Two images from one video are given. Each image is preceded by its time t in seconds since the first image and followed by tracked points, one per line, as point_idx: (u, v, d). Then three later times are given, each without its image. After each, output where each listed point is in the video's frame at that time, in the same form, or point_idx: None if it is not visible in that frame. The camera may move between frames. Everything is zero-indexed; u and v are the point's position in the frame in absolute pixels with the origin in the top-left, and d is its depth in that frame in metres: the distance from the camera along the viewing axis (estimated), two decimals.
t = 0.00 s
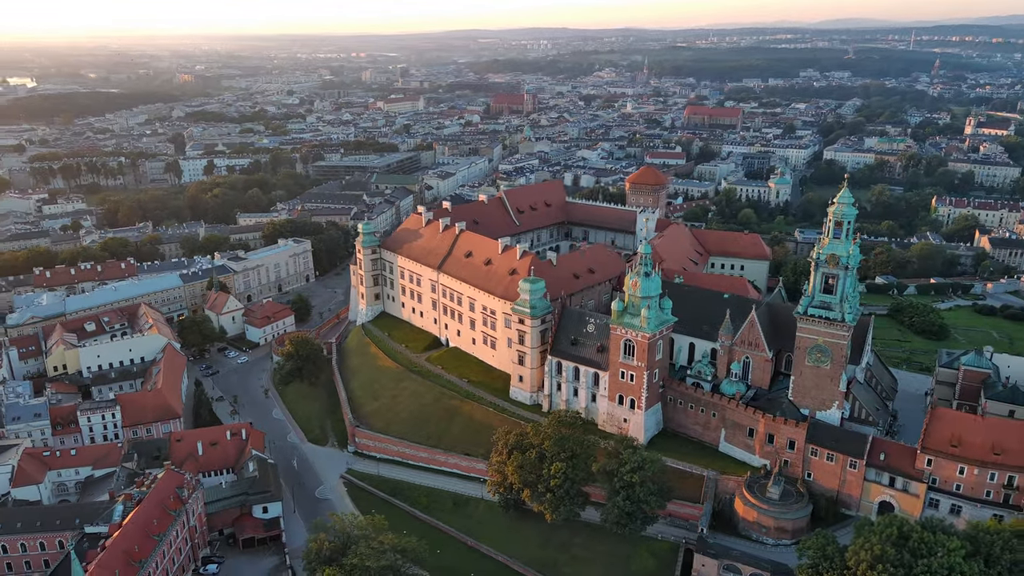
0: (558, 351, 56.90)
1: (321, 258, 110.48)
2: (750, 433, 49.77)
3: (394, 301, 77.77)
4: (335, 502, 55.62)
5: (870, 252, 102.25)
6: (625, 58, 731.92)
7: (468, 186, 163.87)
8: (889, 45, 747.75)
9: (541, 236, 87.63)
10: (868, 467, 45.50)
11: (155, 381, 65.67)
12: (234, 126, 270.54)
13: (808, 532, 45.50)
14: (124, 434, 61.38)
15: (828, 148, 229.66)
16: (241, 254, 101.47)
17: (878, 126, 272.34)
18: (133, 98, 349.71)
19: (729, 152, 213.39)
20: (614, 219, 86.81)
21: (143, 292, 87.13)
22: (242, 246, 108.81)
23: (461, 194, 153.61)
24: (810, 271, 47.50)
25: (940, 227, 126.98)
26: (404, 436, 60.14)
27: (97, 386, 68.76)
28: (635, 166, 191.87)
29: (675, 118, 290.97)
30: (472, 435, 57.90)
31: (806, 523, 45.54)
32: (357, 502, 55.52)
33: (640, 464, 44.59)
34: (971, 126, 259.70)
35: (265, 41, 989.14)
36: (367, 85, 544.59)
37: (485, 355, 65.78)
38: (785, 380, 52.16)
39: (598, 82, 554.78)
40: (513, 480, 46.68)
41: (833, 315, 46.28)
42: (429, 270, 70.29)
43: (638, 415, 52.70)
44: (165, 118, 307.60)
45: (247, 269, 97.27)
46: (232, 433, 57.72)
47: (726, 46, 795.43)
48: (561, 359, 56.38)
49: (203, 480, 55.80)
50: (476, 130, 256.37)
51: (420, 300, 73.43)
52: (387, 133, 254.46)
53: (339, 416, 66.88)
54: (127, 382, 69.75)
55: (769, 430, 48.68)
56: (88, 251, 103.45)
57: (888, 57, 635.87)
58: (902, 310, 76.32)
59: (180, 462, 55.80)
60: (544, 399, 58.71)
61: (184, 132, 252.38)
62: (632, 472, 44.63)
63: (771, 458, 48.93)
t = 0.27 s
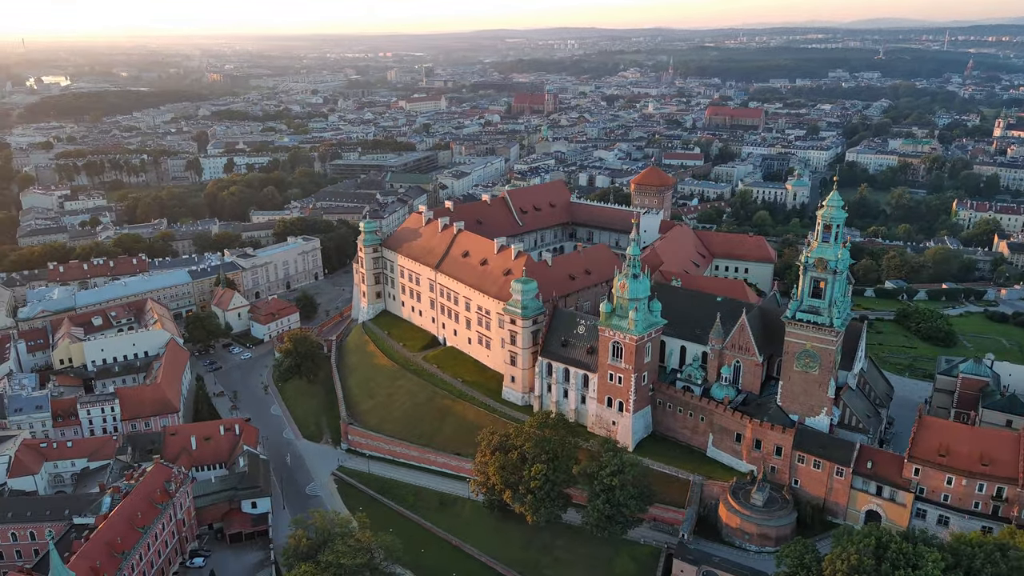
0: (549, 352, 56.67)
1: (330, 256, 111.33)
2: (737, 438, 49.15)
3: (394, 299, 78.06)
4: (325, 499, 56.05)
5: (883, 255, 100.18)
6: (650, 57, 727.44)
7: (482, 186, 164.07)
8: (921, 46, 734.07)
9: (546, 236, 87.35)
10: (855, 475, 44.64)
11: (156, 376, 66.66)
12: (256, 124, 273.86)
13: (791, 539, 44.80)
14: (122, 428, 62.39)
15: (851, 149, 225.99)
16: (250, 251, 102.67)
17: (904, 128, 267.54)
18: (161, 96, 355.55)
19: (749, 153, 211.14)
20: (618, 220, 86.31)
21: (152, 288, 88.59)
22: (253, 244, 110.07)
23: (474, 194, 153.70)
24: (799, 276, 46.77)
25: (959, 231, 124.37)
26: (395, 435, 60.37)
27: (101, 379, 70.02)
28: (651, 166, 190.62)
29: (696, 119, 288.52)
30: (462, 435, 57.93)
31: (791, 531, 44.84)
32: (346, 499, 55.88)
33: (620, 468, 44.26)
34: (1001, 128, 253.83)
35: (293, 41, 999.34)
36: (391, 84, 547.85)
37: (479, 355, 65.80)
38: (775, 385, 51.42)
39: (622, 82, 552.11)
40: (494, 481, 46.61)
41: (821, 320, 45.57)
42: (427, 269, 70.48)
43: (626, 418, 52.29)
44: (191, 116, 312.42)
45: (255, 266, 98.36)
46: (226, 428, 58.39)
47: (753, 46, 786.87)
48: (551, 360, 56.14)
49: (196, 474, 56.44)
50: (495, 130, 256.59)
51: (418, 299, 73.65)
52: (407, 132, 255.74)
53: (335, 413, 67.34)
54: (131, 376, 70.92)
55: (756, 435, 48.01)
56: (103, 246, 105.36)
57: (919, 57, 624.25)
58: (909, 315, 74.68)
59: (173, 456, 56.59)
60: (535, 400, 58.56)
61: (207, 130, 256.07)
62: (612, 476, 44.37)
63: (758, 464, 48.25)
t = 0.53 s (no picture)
0: (540, 353, 56.45)
1: (339, 254, 112.13)
2: (724, 443, 48.51)
3: (395, 298, 78.36)
4: (314, 495, 56.45)
5: (898, 260, 98.15)
6: (676, 57, 721.85)
7: (496, 186, 164.09)
8: (955, 46, 719.27)
9: (550, 237, 87.12)
10: (841, 484, 43.79)
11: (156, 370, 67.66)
12: (279, 123, 276.87)
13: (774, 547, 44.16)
14: (122, 421, 63.48)
15: (876, 151, 222.05)
16: (260, 249, 103.84)
17: (932, 129, 262.34)
18: (188, 94, 361.16)
19: (769, 154, 208.55)
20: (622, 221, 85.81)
21: (161, 284, 90.02)
22: (264, 241, 111.34)
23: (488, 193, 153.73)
24: (787, 280, 46.05)
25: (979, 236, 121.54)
26: (388, 434, 60.62)
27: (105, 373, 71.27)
28: (669, 167, 189.15)
29: (718, 120, 285.67)
30: (453, 435, 57.99)
31: (774, 538, 44.18)
32: (335, 496, 56.27)
33: (600, 471, 44.05)
34: None
35: (321, 41, 1008.38)
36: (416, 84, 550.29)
37: (475, 355, 65.79)
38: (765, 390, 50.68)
39: (647, 82, 548.57)
40: (476, 481, 46.58)
41: (809, 324, 44.80)
42: (425, 268, 70.68)
43: (614, 421, 51.86)
44: (216, 114, 316.84)
45: (264, 263, 99.40)
46: (220, 424, 59.09)
47: (782, 46, 777.03)
48: (542, 361, 55.91)
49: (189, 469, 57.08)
50: (515, 130, 256.54)
51: (418, 298, 73.86)
52: (427, 132, 256.71)
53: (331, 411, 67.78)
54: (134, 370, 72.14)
55: (743, 441, 47.34)
56: (118, 243, 107.38)
57: (953, 58, 611.41)
58: (916, 321, 73.10)
59: (167, 450, 57.37)
60: (526, 401, 58.39)
61: (231, 129, 259.59)
62: (591, 479, 44.16)
63: (744, 470, 47.61)
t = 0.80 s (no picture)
0: (530, 354, 56.26)
1: (349, 252, 112.81)
2: (710, 448, 47.91)
3: (396, 297, 78.69)
4: (304, 492, 56.86)
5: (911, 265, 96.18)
6: (703, 57, 715.48)
7: (510, 185, 163.93)
8: (989, 46, 703.72)
9: (554, 237, 86.79)
10: (825, 492, 43.03)
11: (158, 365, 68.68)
12: (301, 122, 279.52)
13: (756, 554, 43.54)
14: (122, 414, 64.52)
15: (900, 153, 217.85)
16: (270, 246, 104.88)
17: (960, 131, 256.78)
18: (215, 93, 366.15)
19: (790, 156, 205.73)
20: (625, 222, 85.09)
21: (170, 280, 91.28)
22: (275, 239, 112.47)
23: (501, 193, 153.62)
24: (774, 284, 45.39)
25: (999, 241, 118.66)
26: (380, 432, 60.84)
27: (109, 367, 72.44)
28: (686, 168, 187.46)
29: (741, 120, 282.56)
30: (442, 434, 58.07)
31: (756, 545, 43.56)
32: (325, 493, 56.64)
33: (579, 473, 43.84)
34: None
35: (349, 40, 1016.23)
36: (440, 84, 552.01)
37: (470, 355, 65.81)
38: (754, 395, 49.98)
39: (672, 82, 544.41)
40: (457, 481, 46.57)
41: (795, 329, 44.13)
42: (423, 268, 70.85)
43: (601, 423, 51.46)
44: (241, 113, 320.73)
45: (273, 261, 100.35)
46: (215, 418, 59.71)
47: (810, 45, 766.29)
48: (531, 362, 55.71)
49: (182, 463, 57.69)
50: (534, 129, 256.15)
51: (417, 297, 74.10)
52: (446, 131, 257.36)
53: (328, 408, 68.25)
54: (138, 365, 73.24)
55: (728, 446, 46.70)
56: (132, 239, 109.21)
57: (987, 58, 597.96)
58: (922, 326, 71.50)
59: (162, 444, 58.14)
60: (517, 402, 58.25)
61: (253, 127, 262.50)
62: (570, 481, 43.93)
63: (729, 476, 46.98)
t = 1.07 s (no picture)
0: (520, 355, 56.12)
1: (358, 250, 113.51)
2: (695, 453, 47.39)
3: (397, 295, 79.02)
4: (294, 488, 57.29)
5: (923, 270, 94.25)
6: (729, 57, 708.44)
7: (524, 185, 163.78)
8: None
9: (557, 238, 86.41)
10: (807, 499, 42.31)
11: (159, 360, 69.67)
12: (323, 121, 282.05)
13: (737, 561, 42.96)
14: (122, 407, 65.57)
15: (925, 155, 213.60)
16: (279, 244, 105.94)
17: (989, 133, 251.08)
18: (240, 93, 371.03)
19: (810, 157, 202.75)
20: (629, 223, 84.37)
21: (180, 276, 92.67)
22: (286, 236, 113.70)
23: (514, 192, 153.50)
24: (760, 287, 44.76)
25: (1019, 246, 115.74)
26: (372, 430, 61.06)
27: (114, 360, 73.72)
28: (703, 169, 185.73)
29: (763, 122, 279.26)
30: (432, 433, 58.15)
31: (735, 552, 42.99)
32: (314, 490, 56.97)
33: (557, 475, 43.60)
34: None
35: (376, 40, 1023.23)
36: (464, 84, 553.48)
37: (464, 354, 65.86)
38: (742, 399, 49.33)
39: (697, 82, 539.86)
40: (437, 480, 46.62)
41: (780, 333, 43.48)
42: (421, 267, 71.08)
43: (588, 425, 51.14)
44: (265, 112, 324.62)
45: (281, 258, 101.28)
46: (210, 413, 60.32)
47: (840, 45, 754.67)
48: (521, 363, 55.53)
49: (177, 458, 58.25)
50: (553, 129, 255.66)
51: (416, 296, 74.38)
52: (465, 131, 257.97)
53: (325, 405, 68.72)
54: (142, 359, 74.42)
55: (712, 450, 46.11)
56: (146, 236, 111.10)
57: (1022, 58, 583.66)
58: (927, 332, 70.03)
59: (157, 438, 58.91)
60: (507, 402, 58.11)
61: (275, 126, 265.55)
62: (548, 483, 43.74)
63: (713, 481, 46.41)
